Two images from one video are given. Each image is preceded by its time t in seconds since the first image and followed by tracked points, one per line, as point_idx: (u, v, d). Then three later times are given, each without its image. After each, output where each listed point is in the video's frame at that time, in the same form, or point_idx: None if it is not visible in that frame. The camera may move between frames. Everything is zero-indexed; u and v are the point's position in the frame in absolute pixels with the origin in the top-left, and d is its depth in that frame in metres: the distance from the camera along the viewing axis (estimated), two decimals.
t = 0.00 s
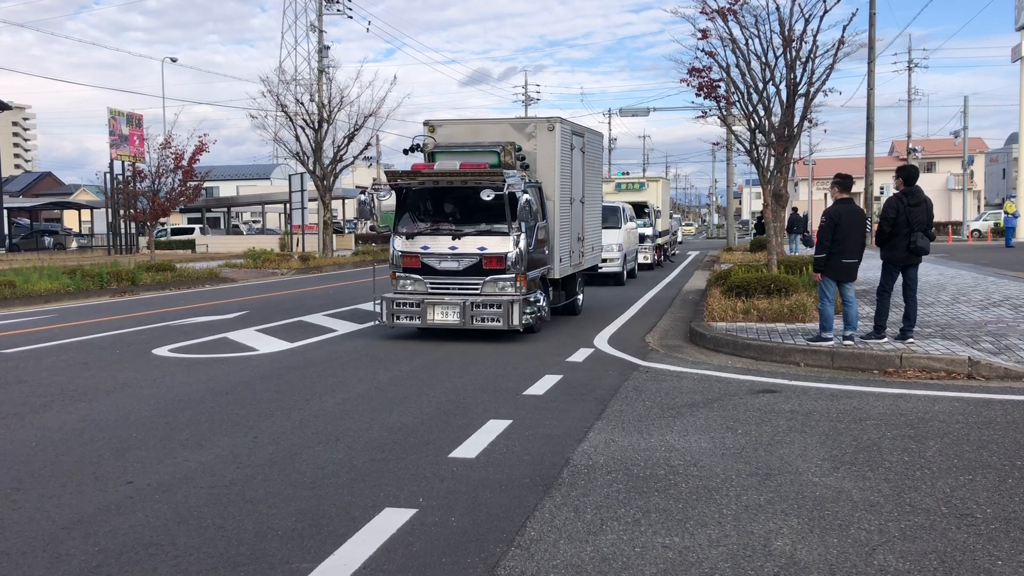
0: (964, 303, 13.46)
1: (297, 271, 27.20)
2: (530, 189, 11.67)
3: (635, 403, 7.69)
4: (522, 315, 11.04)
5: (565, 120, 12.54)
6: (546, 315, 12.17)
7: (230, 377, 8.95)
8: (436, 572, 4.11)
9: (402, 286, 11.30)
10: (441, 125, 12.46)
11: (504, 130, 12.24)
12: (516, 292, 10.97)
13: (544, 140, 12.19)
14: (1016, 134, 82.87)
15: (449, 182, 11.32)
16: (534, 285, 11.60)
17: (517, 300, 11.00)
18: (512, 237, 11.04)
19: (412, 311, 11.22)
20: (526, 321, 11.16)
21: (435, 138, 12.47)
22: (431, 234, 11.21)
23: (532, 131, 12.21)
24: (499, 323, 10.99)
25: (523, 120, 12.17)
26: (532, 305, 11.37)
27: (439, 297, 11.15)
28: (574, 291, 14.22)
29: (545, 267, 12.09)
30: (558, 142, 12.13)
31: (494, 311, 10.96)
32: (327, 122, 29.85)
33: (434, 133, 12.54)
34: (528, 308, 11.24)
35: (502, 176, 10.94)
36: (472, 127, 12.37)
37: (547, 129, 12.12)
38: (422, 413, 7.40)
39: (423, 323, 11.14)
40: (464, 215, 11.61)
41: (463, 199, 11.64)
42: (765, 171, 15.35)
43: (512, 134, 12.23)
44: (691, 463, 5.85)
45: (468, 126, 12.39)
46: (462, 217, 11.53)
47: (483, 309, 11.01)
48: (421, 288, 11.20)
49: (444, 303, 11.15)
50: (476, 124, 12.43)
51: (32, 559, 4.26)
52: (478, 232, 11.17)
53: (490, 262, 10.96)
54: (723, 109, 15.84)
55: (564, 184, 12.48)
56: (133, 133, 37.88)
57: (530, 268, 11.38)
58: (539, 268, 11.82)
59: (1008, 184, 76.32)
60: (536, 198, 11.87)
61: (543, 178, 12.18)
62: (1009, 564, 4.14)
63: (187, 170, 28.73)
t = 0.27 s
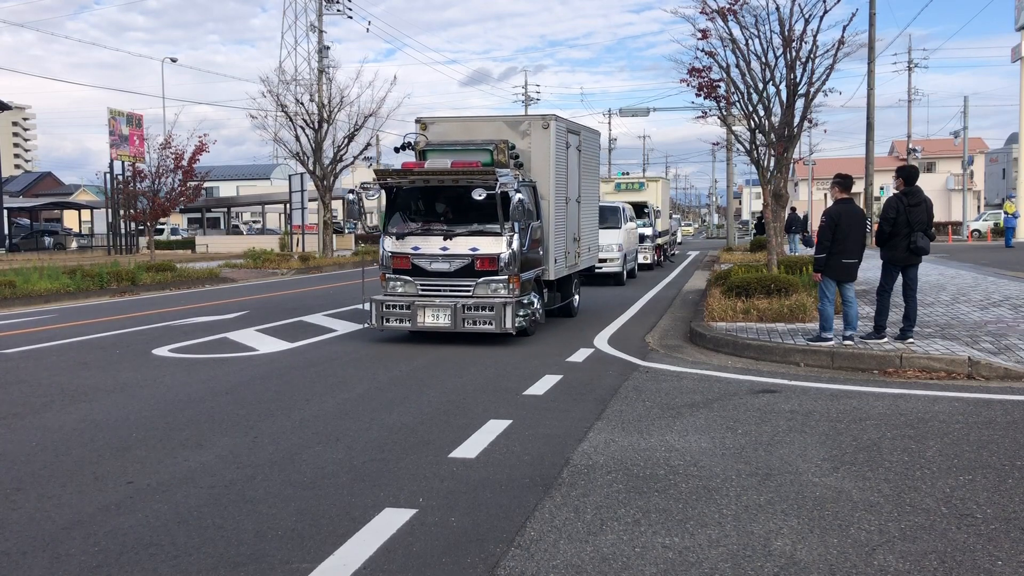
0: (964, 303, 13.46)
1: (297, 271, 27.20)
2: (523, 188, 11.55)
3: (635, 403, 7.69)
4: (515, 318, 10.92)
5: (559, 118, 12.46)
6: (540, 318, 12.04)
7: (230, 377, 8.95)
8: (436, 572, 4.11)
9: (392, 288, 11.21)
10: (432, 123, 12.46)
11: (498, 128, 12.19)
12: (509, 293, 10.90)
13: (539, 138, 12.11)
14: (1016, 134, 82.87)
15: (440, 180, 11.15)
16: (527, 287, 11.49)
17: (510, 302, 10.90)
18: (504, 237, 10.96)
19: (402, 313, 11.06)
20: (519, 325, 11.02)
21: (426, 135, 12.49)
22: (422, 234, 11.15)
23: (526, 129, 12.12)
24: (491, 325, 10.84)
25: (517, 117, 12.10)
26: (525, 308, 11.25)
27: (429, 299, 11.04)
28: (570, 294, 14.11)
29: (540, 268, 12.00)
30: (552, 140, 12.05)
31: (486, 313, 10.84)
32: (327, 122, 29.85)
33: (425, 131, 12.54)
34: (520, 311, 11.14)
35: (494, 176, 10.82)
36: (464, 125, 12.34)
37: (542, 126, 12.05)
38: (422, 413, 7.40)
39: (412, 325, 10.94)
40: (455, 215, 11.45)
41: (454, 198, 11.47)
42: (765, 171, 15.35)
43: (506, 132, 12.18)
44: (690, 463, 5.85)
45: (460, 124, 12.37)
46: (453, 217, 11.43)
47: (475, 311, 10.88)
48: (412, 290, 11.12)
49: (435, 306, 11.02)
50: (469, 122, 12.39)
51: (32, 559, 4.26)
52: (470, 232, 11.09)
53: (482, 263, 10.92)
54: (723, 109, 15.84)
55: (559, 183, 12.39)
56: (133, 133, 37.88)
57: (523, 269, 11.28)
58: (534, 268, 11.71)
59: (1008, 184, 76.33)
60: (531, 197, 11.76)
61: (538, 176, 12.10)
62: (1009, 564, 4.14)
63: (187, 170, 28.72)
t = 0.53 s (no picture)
0: (964, 303, 13.46)
1: (297, 271, 27.21)
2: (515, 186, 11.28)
3: (635, 404, 7.68)
4: (506, 322, 10.54)
5: (553, 115, 12.25)
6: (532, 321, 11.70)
7: (230, 377, 8.95)
8: (436, 572, 4.11)
9: (379, 290, 10.85)
10: (422, 120, 12.18)
11: (489, 125, 11.95)
12: (499, 296, 10.51)
13: (531, 135, 11.90)
14: (1016, 134, 82.88)
15: (428, 179, 10.80)
16: (519, 289, 11.11)
17: (500, 305, 10.51)
18: (494, 238, 10.58)
19: (388, 317, 10.69)
20: (510, 328, 10.65)
21: (415, 132, 12.19)
22: (410, 235, 10.78)
23: (518, 126, 11.91)
24: (481, 329, 10.46)
25: (509, 114, 11.87)
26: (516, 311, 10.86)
27: (417, 302, 10.66)
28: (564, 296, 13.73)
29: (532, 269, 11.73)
30: (545, 137, 11.84)
31: (475, 317, 10.45)
32: (327, 122, 29.85)
33: (415, 127, 12.24)
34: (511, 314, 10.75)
35: (484, 173, 10.49)
36: (455, 121, 12.06)
37: (534, 123, 11.81)
38: (422, 413, 7.40)
39: (399, 329, 10.60)
40: (445, 215, 11.08)
41: (444, 197, 11.09)
42: (765, 171, 15.34)
43: (498, 130, 11.93)
44: (690, 463, 5.85)
45: (451, 120, 12.09)
46: (442, 216, 11.05)
47: (464, 315, 10.50)
48: (399, 292, 10.75)
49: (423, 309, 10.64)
50: (460, 119, 12.11)
51: (32, 559, 4.26)
52: (459, 232, 10.71)
53: (471, 265, 10.55)
54: (723, 109, 15.84)
55: (552, 182, 12.15)
56: (133, 133, 37.89)
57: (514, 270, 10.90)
58: (526, 269, 11.45)
59: (1008, 184, 76.34)
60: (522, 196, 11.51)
61: (530, 175, 11.86)
62: (1009, 564, 4.14)
63: (187, 170, 28.73)
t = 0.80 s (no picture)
0: (964, 303, 13.46)
1: (297, 271, 27.22)
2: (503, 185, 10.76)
3: (635, 403, 7.69)
4: (494, 326, 10.06)
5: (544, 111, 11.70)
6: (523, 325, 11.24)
7: (230, 377, 8.95)
8: (436, 572, 4.11)
9: (361, 293, 10.35)
10: (409, 116, 11.57)
11: (478, 120, 11.39)
12: (487, 300, 10.02)
13: (522, 131, 11.34)
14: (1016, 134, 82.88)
15: (412, 177, 10.36)
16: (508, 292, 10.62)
17: (488, 309, 10.02)
18: (481, 239, 10.04)
19: (371, 321, 10.22)
20: (498, 333, 10.17)
21: (402, 130, 11.57)
22: (394, 235, 10.25)
23: (508, 123, 11.36)
24: (467, 335, 9.99)
25: (498, 110, 11.30)
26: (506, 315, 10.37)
27: (401, 306, 10.17)
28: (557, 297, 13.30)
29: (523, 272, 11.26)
30: (536, 134, 11.30)
31: (461, 321, 9.97)
32: (327, 122, 29.84)
33: (401, 124, 11.63)
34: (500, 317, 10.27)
35: (470, 172, 10.10)
36: (442, 116, 11.45)
37: (525, 119, 11.25)
38: (422, 413, 7.40)
39: (382, 334, 10.13)
40: (431, 214, 10.53)
41: (430, 196, 10.53)
42: (765, 171, 15.33)
43: (486, 125, 11.37)
44: (690, 463, 5.85)
45: (438, 115, 11.47)
46: (428, 215, 10.50)
47: (450, 319, 10.02)
48: (382, 296, 10.26)
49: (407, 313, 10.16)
50: (446, 115, 11.52)
51: (32, 559, 4.26)
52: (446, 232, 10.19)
53: (458, 267, 10.05)
54: (723, 109, 15.83)
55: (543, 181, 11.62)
56: (133, 133, 37.92)
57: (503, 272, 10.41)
58: (517, 272, 10.96)
59: (1008, 184, 76.34)
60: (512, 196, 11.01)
61: (520, 173, 11.33)
62: (1009, 564, 4.14)
63: (188, 171, 28.74)
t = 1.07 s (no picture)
0: (964, 303, 13.47)
1: (298, 271, 27.23)
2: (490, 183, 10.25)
3: (635, 403, 7.69)
4: (479, 332, 9.66)
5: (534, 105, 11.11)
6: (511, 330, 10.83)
7: (230, 377, 8.95)
8: (436, 572, 4.11)
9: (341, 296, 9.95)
10: (392, 111, 11.08)
11: (464, 116, 10.82)
12: (473, 303, 9.64)
13: (510, 127, 10.77)
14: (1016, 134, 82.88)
15: (393, 174, 9.87)
16: (496, 296, 10.20)
17: (473, 313, 9.62)
18: (465, 239, 9.66)
19: (349, 327, 9.80)
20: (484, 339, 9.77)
21: (385, 125, 11.11)
22: (375, 236, 9.87)
23: (496, 118, 10.78)
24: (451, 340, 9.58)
25: (485, 104, 10.74)
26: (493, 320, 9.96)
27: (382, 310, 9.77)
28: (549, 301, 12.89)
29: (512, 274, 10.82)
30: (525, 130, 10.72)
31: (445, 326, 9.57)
32: (327, 122, 29.83)
33: (385, 119, 11.15)
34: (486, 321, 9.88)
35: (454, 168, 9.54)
36: (427, 112, 10.95)
37: (513, 115, 10.68)
38: (422, 413, 7.40)
39: (362, 339, 9.71)
40: (415, 213, 10.10)
41: (413, 194, 10.09)
42: (765, 171, 15.33)
43: (473, 121, 10.83)
44: (690, 463, 5.85)
45: (423, 110, 10.98)
46: (411, 214, 10.08)
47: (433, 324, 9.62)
48: (363, 299, 9.88)
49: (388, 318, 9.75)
50: (431, 110, 10.98)
51: (32, 559, 4.26)
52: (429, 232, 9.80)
53: (442, 269, 9.65)
54: (723, 109, 15.82)
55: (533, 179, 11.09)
56: (133, 133, 37.93)
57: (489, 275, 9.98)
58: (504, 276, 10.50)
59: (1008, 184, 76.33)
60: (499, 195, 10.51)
61: (508, 172, 10.82)
62: (1009, 564, 4.14)
63: (188, 171, 28.74)
